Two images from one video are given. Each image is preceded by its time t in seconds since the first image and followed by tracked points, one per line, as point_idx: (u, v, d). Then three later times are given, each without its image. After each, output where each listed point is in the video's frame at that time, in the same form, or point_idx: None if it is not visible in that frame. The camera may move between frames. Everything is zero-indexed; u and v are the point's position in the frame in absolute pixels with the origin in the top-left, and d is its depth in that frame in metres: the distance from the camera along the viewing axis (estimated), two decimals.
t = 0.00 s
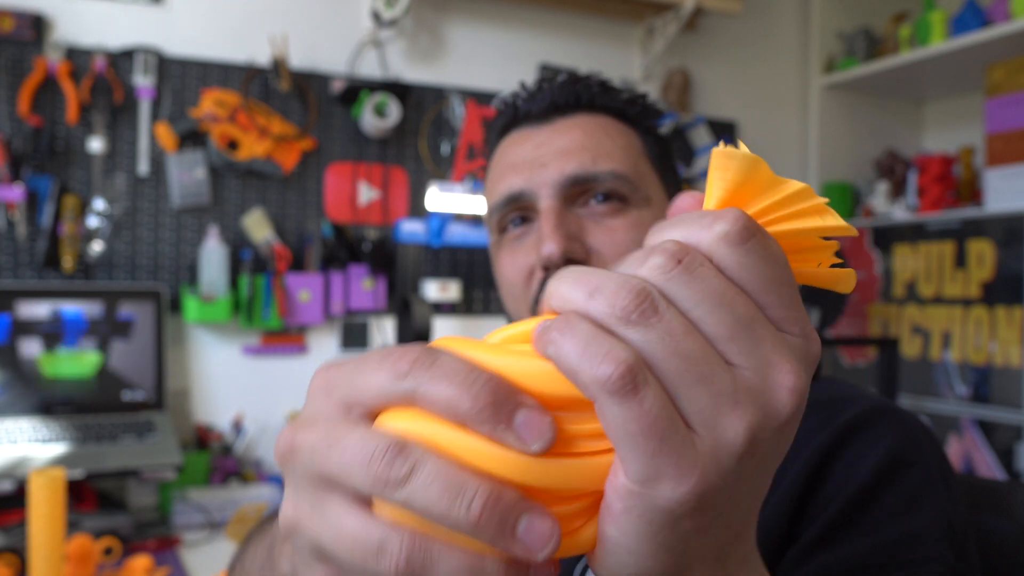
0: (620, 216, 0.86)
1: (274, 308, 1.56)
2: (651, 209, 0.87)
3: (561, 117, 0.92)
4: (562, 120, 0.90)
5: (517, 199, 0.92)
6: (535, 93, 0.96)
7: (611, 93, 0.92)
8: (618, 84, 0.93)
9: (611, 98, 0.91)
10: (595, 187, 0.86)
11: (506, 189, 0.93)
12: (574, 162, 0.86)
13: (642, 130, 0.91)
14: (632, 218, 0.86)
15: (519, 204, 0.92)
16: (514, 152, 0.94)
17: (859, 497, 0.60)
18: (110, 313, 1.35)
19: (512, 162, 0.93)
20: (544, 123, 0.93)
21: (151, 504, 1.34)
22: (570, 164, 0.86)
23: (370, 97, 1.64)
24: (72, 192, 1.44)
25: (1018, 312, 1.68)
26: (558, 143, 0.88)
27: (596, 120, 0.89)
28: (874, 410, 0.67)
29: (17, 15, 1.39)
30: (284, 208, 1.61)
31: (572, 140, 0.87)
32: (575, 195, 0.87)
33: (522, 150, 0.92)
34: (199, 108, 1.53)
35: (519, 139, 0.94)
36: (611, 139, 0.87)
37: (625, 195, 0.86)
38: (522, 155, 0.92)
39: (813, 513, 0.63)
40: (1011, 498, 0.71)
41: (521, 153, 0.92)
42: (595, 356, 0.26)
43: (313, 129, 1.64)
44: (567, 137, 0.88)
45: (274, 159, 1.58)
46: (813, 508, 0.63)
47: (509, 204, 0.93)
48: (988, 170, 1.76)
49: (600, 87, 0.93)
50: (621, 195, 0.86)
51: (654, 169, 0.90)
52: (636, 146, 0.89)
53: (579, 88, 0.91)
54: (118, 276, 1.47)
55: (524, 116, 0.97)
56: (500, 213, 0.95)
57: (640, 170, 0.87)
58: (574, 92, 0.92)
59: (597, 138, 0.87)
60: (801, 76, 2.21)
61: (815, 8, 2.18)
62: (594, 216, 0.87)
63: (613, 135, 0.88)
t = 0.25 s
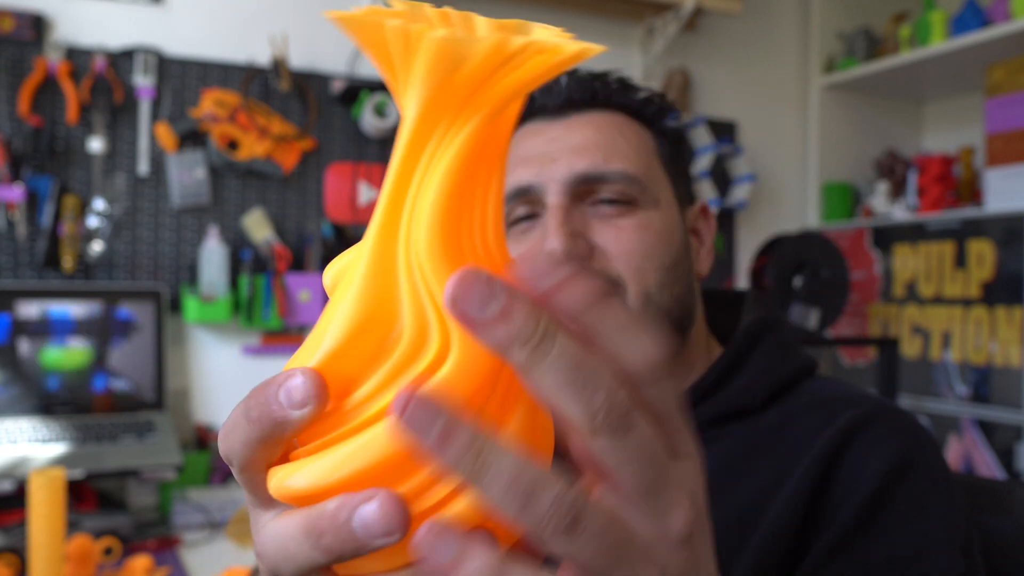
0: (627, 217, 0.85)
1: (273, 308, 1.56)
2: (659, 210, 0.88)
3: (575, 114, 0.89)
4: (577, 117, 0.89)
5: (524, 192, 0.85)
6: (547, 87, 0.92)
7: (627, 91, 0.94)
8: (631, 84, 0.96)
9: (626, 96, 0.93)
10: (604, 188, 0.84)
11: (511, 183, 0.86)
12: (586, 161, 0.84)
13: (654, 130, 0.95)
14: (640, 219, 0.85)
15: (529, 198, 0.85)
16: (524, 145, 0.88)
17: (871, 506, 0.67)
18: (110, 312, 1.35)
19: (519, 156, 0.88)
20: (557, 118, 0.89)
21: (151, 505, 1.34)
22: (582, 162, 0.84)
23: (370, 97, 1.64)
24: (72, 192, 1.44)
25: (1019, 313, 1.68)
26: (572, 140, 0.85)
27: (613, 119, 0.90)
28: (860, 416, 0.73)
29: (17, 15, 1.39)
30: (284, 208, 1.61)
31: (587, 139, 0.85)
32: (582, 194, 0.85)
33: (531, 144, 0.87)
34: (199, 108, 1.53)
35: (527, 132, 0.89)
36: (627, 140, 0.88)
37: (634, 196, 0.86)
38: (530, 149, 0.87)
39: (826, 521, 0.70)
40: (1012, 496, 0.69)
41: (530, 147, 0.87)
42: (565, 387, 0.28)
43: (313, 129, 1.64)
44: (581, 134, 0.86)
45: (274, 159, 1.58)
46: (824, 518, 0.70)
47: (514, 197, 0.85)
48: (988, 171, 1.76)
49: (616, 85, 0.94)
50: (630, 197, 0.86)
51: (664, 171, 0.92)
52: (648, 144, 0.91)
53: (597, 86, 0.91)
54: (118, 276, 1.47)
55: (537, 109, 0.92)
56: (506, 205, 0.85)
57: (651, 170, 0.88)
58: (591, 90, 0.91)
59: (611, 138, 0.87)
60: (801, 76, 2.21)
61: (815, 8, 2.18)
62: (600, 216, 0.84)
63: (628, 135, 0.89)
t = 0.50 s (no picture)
0: (651, 212, 0.86)
1: (274, 308, 1.57)
2: (681, 211, 0.88)
3: (606, 107, 0.88)
4: (608, 110, 0.88)
5: (551, 177, 0.86)
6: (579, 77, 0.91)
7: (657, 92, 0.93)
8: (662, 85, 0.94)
9: (656, 96, 0.91)
10: (632, 181, 0.85)
11: (539, 167, 0.86)
12: (617, 152, 0.85)
13: (680, 133, 0.94)
14: (662, 217, 0.86)
15: (554, 183, 0.86)
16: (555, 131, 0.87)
17: (873, 511, 0.68)
18: (110, 312, 1.35)
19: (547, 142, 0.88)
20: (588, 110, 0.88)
21: (151, 505, 1.34)
22: (613, 153, 0.84)
23: (370, 97, 1.64)
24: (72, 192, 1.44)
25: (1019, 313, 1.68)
26: (604, 131, 0.85)
27: (642, 117, 0.89)
28: (862, 421, 0.73)
29: (17, 15, 1.39)
30: (284, 208, 1.61)
31: (617, 133, 0.85)
32: (610, 185, 0.85)
33: (562, 131, 0.87)
34: (199, 108, 1.53)
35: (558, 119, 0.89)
36: (656, 138, 0.88)
37: (659, 192, 0.86)
38: (561, 136, 0.86)
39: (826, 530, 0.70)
40: (1012, 496, 0.69)
41: (561, 133, 0.87)
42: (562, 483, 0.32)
43: (313, 129, 1.64)
44: (612, 127, 0.86)
45: (274, 159, 1.58)
46: (823, 525, 0.70)
47: (539, 182, 0.86)
48: (988, 171, 1.76)
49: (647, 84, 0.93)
50: (655, 193, 0.86)
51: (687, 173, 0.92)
52: (674, 146, 0.90)
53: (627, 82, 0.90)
54: (118, 276, 1.47)
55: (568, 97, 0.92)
56: (530, 190, 0.86)
57: (677, 171, 0.89)
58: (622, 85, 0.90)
59: (641, 134, 0.87)
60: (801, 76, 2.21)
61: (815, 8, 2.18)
62: (626, 209, 0.85)
63: (656, 135, 0.88)
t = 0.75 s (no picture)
0: (674, 214, 0.87)
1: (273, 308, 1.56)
2: (702, 216, 0.89)
3: (635, 105, 0.90)
4: (637, 108, 0.90)
5: (577, 171, 0.89)
6: (611, 76, 0.93)
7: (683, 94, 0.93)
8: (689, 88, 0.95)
9: (681, 98, 0.92)
10: (655, 181, 0.86)
11: (564, 160, 0.90)
12: (645, 150, 0.86)
13: (706, 139, 0.94)
14: (684, 219, 0.87)
15: (578, 178, 0.90)
16: (585, 125, 0.91)
17: (885, 518, 0.67)
18: (110, 312, 1.35)
19: (575, 136, 0.91)
20: (618, 107, 0.91)
21: (151, 505, 1.34)
22: (641, 151, 0.86)
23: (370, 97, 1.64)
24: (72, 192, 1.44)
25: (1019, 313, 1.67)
26: (632, 129, 0.88)
27: (666, 118, 0.90)
28: (863, 422, 0.73)
29: (17, 15, 1.39)
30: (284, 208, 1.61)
31: (645, 133, 0.87)
32: (636, 183, 0.87)
33: (591, 125, 0.90)
34: (199, 107, 1.52)
35: (588, 114, 0.92)
36: (683, 141, 0.89)
37: (682, 195, 0.87)
38: (591, 130, 0.89)
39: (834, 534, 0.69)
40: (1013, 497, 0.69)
41: (592, 128, 0.90)
42: None
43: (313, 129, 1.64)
44: (642, 125, 0.88)
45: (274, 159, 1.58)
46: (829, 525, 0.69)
47: (564, 174, 0.90)
48: (988, 170, 1.76)
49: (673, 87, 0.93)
50: (678, 195, 0.87)
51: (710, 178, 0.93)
52: (699, 152, 0.92)
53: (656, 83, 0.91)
54: (118, 276, 1.47)
55: (598, 94, 0.94)
56: (555, 181, 0.91)
57: (701, 174, 0.90)
58: (652, 85, 0.91)
59: (670, 134, 0.88)
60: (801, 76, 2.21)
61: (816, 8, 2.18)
62: (650, 209, 0.87)
63: (682, 137, 0.89)
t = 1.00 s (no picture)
0: (675, 219, 0.87)
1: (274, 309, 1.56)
2: (704, 221, 0.89)
3: (637, 109, 0.91)
4: (639, 112, 0.90)
5: (579, 176, 0.89)
6: (614, 78, 0.94)
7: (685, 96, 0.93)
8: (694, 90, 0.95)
9: (683, 100, 0.92)
10: (656, 186, 0.87)
11: (566, 165, 0.91)
12: (648, 156, 0.87)
13: (709, 142, 0.94)
14: (686, 224, 0.87)
15: (579, 182, 0.90)
16: (586, 130, 0.91)
17: (885, 526, 0.67)
18: (110, 313, 1.35)
19: (575, 140, 0.91)
20: (620, 111, 0.91)
21: (151, 505, 1.34)
22: (644, 156, 0.87)
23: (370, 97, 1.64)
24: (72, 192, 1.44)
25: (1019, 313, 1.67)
26: (634, 134, 0.88)
27: (670, 122, 0.90)
28: (862, 429, 0.73)
29: (16, 15, 1.39)
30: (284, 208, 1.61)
31: (647, 138, 0.88)
32: (637, 189, 0.87)
33: (592, 129, 0.90)
34: (199, 107, 1.52)
35: (589, 118, 0.92)
36: (684, 146, 0.89)
37: (684, 201, 0.88)
38: (591, 135, 0.90)
39: (834, 543, 0.69)
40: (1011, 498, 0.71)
41: (593, 132, 0.90)
42: None
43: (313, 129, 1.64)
44: (643, 130, 0.88)
45: (274, 159, 1.58)
46: (828, 535, 0.69)
47: (565, 179, 0.90)
48: (989, 170, 1.76)
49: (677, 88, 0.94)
50: (679, 200, 0.88)
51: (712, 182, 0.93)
52: (702, 157, 0.92)
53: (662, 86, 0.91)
54: (118, 276, 1.48)
55: (599, 95, 0.94)
56: (555, 185, 0.91)
57: (702, 179, 0.90)
58: (659, 89, 0.91)
59: (672, 139, 0.89)
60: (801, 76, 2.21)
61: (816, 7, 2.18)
62: (651, 214, 0.87)
63: (684, 142, 0.90)
